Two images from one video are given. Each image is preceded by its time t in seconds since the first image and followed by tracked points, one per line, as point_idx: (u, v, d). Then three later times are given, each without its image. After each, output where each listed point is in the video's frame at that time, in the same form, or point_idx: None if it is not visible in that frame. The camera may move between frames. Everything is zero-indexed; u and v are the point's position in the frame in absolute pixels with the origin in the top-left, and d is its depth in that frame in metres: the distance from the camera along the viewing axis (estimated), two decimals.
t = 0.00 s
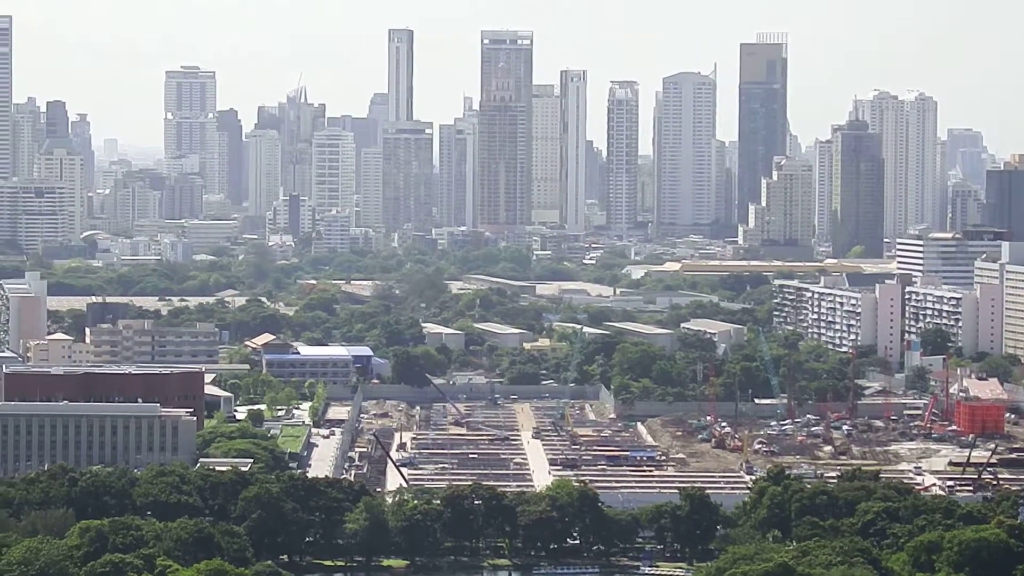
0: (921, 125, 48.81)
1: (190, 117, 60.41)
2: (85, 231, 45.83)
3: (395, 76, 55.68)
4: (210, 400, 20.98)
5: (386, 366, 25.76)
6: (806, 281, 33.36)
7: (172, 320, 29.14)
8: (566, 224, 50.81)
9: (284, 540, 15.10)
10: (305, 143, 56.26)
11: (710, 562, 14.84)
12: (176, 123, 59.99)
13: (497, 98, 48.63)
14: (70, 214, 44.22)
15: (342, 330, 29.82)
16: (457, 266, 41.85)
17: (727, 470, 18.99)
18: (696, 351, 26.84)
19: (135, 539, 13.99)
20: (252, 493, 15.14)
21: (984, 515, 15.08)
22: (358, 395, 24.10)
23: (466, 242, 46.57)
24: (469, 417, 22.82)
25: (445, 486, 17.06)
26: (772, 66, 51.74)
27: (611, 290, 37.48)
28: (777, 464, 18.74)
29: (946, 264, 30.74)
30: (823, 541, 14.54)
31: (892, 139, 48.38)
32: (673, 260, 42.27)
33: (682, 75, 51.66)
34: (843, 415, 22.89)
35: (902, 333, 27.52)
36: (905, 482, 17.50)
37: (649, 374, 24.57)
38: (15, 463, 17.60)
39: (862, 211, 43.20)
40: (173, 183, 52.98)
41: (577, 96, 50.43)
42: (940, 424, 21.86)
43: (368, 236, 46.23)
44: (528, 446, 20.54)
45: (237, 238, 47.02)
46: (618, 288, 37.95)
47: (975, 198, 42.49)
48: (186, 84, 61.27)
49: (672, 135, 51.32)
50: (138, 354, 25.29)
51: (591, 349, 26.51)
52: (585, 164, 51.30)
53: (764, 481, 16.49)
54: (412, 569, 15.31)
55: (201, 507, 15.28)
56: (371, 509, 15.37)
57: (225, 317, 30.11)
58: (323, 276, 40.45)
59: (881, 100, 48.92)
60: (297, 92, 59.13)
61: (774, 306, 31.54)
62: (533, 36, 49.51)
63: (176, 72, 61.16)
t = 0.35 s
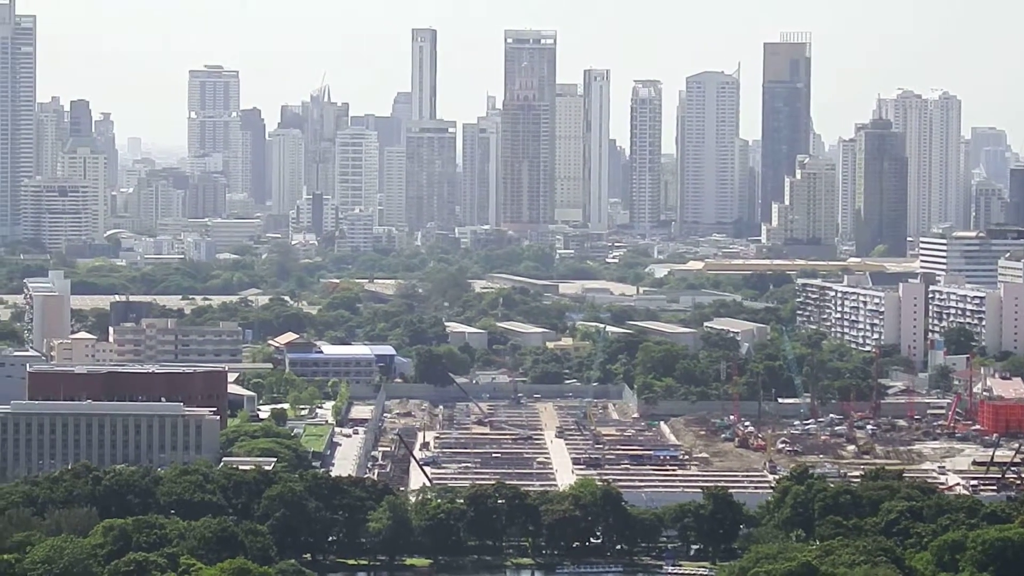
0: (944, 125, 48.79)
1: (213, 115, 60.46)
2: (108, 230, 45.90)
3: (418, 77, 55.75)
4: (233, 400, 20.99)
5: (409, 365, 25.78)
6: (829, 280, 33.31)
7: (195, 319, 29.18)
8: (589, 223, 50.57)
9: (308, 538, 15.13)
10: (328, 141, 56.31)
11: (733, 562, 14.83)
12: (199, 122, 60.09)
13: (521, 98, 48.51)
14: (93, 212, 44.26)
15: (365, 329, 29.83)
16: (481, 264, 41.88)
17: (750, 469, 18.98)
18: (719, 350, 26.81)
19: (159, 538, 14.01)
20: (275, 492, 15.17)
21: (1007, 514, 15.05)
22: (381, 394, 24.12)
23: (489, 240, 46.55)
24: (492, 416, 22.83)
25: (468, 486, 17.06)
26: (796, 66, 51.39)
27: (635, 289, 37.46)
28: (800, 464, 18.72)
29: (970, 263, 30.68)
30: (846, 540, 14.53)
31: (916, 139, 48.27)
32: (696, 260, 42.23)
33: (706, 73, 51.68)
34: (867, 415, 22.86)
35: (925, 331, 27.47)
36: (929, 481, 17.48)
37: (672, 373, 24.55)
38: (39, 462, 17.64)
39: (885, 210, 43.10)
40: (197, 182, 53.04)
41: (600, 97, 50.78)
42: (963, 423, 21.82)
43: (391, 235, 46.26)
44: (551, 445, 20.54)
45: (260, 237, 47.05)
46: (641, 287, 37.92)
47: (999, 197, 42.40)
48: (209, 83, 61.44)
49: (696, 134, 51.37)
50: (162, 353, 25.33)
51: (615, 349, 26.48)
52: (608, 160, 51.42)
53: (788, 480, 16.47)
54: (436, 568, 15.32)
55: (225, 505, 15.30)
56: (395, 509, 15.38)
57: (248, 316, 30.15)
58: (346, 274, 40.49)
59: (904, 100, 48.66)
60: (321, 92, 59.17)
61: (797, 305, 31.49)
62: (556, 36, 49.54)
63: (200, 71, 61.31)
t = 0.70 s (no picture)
0: (976, 123, 48.46)
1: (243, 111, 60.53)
2: (139, 227, 46.02)
3: (450, 74, 55.79)
4: (264, 397, 21.04)
5: (440, 361, 25.81)
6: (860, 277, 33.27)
7: (227, 316, 29.24)
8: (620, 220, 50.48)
9: (339, 534, 15.18)
10: (359, 138, 56.37)
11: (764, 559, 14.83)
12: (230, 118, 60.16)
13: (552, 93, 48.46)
14: (125, 209, 44.38)
15: (396, 326, 29.87)
16: (512, 261, 41.92)
17: (781, 466, 18.98)
18: (750, 347, 26.80)
19: (190, 534, 14.05)
20: (305, 489, 15.21)
21: None
22: (413, 391, 24.17)
23: (520, 237, 46.58)
24: (523, 414, 22.85)
25: (499, 482, 17.09)
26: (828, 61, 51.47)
27: (665, 287, 37.46)
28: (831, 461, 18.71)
29: (1001, 260, 30.64)
30: (877, 537, 14.52)
31: (947, 137, 48.10)
32: (727, 256, 42.20)
33: (738, 69, 51.77)
34: (898, 412, 22.85)
35: (956, 328, 27.45)
36: (960, 478, 17.46)
37: (703, 370, 24.54)
38: (69, 458, 17.67)
39: (917, 207, 43.08)
40: (228, 178, 53.06)
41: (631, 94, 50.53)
42: (995, 421, 21.78)
43: (421, 231, 46.30)
44: (581, 442, 20.55)
45: (291, 233, 47.14)
46: (672, 284, 37.92)
47: None
48: (241, 80, 61.56)
49: (727, 135, 51.30)
50: (193, 350, 25.40)
51: (645, 345, 26.48)
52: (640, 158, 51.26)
53: (818, 477, 16.46)
54: (467, 564, 15.35)
55: (256, 502, 15.34)
56: (426, 505, 15.41)
57: (279, 312, 30.21)
58: (376, 271, 40.55)
59: (936, 96, 48.54)
60: (351, 88, 59.21)
61: (828, 302, 31.44)
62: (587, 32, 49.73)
63: (231, 68, 61.41)
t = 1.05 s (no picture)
0: (1004, 120, 48.46)
1: (271, 109, 60.60)
2: (167, 224, 46.08)
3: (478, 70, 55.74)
4: (293, 394, 21.07)
5: (469, 359, 25.80)
6: (889, 275, 33.21)
7: (255, 314, 29.28)
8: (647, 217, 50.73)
9: (367, 533, 15.20)
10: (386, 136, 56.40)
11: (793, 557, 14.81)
12: (259, 116, 60.27)
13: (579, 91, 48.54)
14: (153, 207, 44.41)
15: (424, 324, 29.87)
16: (540, 259, 41.90)
17: (810, 464, 18.95)
18: (779, 345, 26.76)
19: (218, 532, 14.08)
20: (334, 487, 15.23)
21: None
22: (441, 389, 24.17)
23: (549, 234, 46.55)
24: (551, 412, 22.84)
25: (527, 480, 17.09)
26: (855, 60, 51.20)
27: (693, 284, 37.41)
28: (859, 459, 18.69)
29: None
30: (905, 536, 14.49)
31: (976, 134, 48.05)
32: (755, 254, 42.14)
33: (766, 66, 51.88)
34: (927, 409, 22.80)
35: (986, 326, 27.36)
36: (989, 476, 17.42)
37: (732, 368, 24.50)
38: (97, 457, 17.71)
39: (946, 205, 43.00)
40: (256, 176, 52.99)
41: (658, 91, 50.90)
42: None
43: (449, 229, 46.30)
44: (610, 440, 20.54)
45: (319, 231, 47.19)
46: (700, 281, 37.87)
47: None
48: (269, 77, 61.69)
49: (756, 129, 51.38)
50: (222, 349, 25.44)
51: (673, 343, 26.46)
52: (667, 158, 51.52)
53: (847, 475, 16.44)
54: (495, 562, 15.35)
55: (284, 500, 15.36)
56: (454, 503, 15.41)
57: (308, 310, 30.24)
58: (404, 269, 40.57)
59: (964, 94, 48.40)
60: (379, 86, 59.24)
61: (857, 300, 31.37)
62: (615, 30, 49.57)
63: (259, 66, 61.53)
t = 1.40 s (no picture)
0: None
1: (293, 111, 60.68)
2: (188, 225, 46.12)
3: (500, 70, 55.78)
4: (313, 395, 21.12)
5: (489, 360, 25.82)
6: (910, 276, 33.18)
7: (276, 315, 29.32)
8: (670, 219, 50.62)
9: (387, 534, 15.21)
10: (407, 138, 56.45)
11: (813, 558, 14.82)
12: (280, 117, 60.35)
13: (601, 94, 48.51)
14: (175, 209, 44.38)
15: (445, 325, 29.90)
16: (561, 260, 41.92)
17: (830, 465, 18.95)
18: (800, 346, 26.75)
19: (239, 533, 14.11)
20: (354, 489, 15.26)
21: None
22: (462, 389, 24.20)
23: (570, 235, 46.59)
24: (572, 412, 22.86)
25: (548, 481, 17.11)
26: (876, 61, 51.31)
27: (715, 285, 37.40)
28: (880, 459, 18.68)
29: None
30: (926, 537, 14.49)
31: (996, 134, 48.25)
32: (777, 256, 42.13)
33: (787, 69, 51.53)
34: (948, 410, 22.78)
35: (1007, 326, 27.32)
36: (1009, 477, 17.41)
37: (753, 368, 24.50)
38: (118, 458, 17.74)
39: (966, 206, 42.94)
40: (277, 177, 52.95)
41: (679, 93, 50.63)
42: None
43: (470, 230, 46.32)
44: (630, 441, 20.55)
45: (340, 232, 47.23)
46: (721, 282, 37.86)
47: None
48: (290, 79, 61.73)
49: (776, 129, 51.24)
50: (243, 349, 25.49)
51: (694, 343, 26.46)
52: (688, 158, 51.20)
53: (868, 476, 16.43)
54: (516, 563, 15.38)
55: (305, 501, 15.39)
56: (475, 504, 15.44)
57: (329, 311, 30.28)
58: (425, 270, 40.60)
59: (984, 96, 48.78)
60: (400, 88, 59.29)
61: (878, 300, 31.35)
62: (635, 32, 49.80)
63: (280, 67, 61.57)
